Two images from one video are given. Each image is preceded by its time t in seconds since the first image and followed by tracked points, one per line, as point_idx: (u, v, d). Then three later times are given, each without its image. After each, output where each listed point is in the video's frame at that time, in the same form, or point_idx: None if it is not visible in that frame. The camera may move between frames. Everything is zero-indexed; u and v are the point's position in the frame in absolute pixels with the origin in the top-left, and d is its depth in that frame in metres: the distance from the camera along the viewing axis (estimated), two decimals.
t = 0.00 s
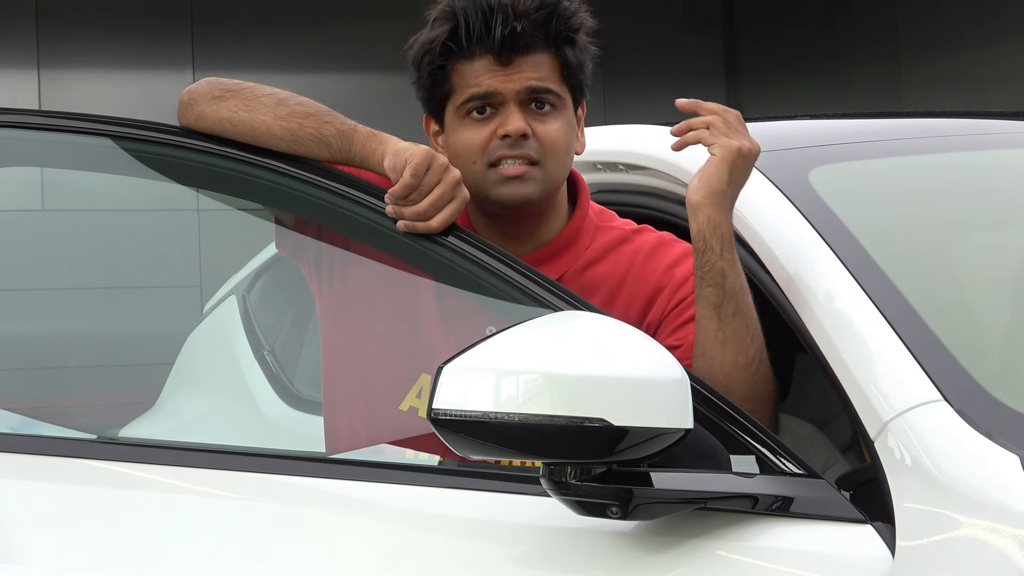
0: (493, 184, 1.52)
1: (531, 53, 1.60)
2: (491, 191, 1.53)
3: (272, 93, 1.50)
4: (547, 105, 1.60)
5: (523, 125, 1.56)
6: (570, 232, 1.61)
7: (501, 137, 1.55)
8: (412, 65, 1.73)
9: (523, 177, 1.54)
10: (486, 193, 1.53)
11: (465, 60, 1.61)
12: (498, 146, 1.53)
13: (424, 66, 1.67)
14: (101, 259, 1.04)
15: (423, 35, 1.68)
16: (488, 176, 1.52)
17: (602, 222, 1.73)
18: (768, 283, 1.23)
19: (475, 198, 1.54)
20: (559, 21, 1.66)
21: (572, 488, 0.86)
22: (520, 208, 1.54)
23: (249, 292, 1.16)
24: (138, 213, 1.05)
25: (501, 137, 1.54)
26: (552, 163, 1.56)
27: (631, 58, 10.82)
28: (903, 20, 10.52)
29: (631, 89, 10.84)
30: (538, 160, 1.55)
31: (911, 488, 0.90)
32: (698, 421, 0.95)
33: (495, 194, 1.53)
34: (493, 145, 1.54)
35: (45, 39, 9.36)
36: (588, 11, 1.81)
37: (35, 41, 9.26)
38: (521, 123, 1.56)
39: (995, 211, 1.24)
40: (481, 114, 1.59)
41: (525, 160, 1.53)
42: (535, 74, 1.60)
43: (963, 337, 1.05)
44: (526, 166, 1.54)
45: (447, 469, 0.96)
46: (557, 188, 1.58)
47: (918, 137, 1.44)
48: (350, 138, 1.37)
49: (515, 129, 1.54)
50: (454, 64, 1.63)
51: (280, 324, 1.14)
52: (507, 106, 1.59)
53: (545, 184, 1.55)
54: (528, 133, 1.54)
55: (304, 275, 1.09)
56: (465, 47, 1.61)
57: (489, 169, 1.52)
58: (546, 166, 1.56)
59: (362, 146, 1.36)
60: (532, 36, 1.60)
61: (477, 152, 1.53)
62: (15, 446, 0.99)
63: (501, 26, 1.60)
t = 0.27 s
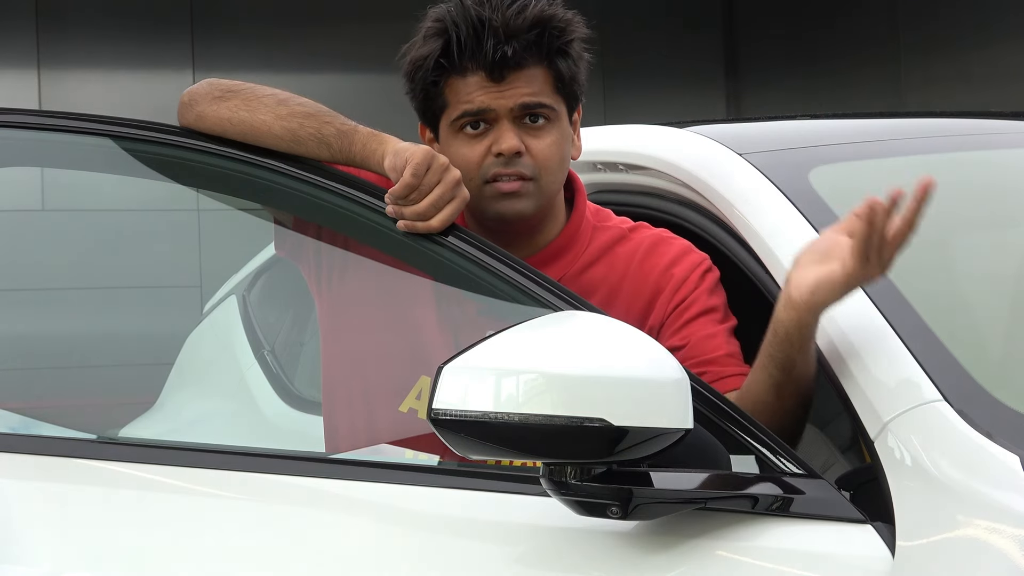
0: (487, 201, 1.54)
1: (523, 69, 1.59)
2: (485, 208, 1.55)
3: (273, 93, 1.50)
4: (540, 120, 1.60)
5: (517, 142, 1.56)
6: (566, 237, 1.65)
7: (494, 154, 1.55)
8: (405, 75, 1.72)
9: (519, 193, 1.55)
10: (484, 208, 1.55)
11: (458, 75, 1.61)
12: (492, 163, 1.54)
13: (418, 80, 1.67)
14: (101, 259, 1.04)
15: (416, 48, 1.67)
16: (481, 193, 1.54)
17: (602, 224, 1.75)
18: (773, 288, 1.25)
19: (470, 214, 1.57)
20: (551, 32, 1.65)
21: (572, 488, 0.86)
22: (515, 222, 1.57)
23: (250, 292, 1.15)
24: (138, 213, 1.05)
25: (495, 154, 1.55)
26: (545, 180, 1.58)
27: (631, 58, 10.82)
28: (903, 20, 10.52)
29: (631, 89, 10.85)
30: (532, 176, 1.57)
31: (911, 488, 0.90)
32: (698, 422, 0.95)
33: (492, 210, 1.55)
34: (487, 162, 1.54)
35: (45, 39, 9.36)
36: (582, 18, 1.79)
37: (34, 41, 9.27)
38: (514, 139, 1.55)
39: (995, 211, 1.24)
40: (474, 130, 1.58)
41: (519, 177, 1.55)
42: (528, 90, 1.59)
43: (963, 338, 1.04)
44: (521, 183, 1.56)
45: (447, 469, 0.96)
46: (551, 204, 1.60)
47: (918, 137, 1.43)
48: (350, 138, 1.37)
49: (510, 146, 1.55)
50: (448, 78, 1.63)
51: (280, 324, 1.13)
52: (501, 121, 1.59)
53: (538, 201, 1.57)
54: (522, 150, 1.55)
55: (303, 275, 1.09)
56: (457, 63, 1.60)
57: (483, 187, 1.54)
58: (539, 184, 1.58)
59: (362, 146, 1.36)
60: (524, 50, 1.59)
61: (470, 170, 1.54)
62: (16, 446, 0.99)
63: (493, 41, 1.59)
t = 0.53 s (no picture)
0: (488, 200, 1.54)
1: (524, 68, 1.59)
2: (486, 208, 1.54)
3: (273, 93, 1.50)
4: (541, 119, 1.59)
5: (518, 141, 1.55)
6: (565, 238, 1.64)
7: (495, 153, 1.55)
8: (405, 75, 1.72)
9: (520, 193, 1.55)
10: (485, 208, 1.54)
11: (459, 73, 1.61)
12: (492, 162, 1.54)
13: (418, 79, 1.67)
14: (101, 259, 1.04)
15: (417, 47, 1.67)
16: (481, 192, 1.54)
17: (602, 224, 1.75)
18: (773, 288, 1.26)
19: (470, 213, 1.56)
20: (552, 31, 1.65)
21: (572, 488, 0.86)
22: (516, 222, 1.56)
23: (250, 291, 1.14)
24: (138, 213, 1.05)
25: (497, 153, 1.54)
26: (545, 180, 1.57)
27: (631, 58, 10.82)
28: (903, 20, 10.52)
29: (631, 89, 10.85)
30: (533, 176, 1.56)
31: (911, 488, 0.90)
32: (698, 422, 0.95)
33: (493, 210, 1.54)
34: (488, 161, 1.54)
35: (45, 39, 9.35)
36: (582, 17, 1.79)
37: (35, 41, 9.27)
38: (514, 139, 1.55)
39: (995, 211, 1.24)
40: (475, 129, 1.58)
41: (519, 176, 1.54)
42: (529, 88, 1.59)
43: (963, 338, 1.04)
44: (522, 182, 1.55)
45: (447, 469, 0.96)
46: (552, 203, 1.59)
47: (918, 137, 1.43)
48: (350, 138, 1.37)
49: (511, 145, 1.54)
50: (448, 77, 1.62)
51: (280, 324, 1.12)
52: (501, 120, 1.58)
53: (539, 200, 1.56)
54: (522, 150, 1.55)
55: (303, 275, 1.08)
56: (458, 62, 1.60)
57: (483, 186, 1.53)
58: (540, 183, 1.58)
59: (363, 146, 1.36)
60: (525, 50, 1.59)
61: (471, 169, 1.54)
62: (16, 446, 0.99)
63: (494, 40, 1.59)
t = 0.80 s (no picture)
0: (489, 201, 1.53)
1: (524, 67, 1.59)
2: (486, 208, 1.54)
3: (273, 93, 1.50)
4: (540, 119, 1.59)
5: (519, 141, 1.55)
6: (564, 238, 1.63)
7: (496, 153, 1.54)
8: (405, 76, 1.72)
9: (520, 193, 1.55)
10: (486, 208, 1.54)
11: (459, 73, 1.61)
12: (493, 162, 1.54)
13: (418, 79, 1.67)
14: (101, 259, 1.04)
15: (416, 47, 1.67)
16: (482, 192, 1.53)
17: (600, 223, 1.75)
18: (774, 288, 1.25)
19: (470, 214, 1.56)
20: (551, 31, 1.65)
21: (572, 488, 0.86)
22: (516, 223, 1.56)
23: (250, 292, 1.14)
24: (137, 213, 1.05)
25: (497, 153, 1.54)
26: (545, 180, 1.57)
27: (631, 58, 10.82)
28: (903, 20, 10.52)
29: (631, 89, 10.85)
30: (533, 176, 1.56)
31: (911, 488, 0.90)
32: (698, 422, 0.95)
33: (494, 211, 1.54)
34: (488, 161, 1.54)
35: (45, 40, 9.36)
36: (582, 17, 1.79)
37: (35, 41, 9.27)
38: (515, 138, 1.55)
39: (995, 210, 1.24)
40: (476, 129, 1.58)
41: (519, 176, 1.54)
42: (529, 88, 1.59)
43: (963, 338, 1.04)
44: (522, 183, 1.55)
45: (447, 469, 0.96)
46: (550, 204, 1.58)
47: (918, 137, 1.43)
48: (350, 138, 1.37)
49: (511, 145, 1.54)
50: (449, 77, 1.62)
51: (280, 323, 1.12)
52: (502, 120, 1.58)
53: (539, 200, 1.56)
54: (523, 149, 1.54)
55: (303, 276, 1.08)
56: (459, 61, 1.60)
57: (484, 187, 1.53)
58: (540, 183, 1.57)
59: (363, 146, 1.36)
60: (526, 49, 1.59)
61: (472, 169, 1.54)
62: (16, 446, 0.99)
63: (495, 40, 1.59)
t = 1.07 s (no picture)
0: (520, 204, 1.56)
1: (557, 72, 1.60)
2: (517, 211, 1.57)
3: (273, 92, 1.50)
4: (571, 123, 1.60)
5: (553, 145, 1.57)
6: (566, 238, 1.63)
7: (530, 158, 1.56)
8: (426, 77, 1.71)
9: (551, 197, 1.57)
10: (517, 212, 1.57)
11: (490, 78, 1.61)
12: (527, 166, 1.56)
13: (445, 82, 1.67)
14: (102, 260, 1.04)
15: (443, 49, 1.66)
16: (515, 196, 1.56)
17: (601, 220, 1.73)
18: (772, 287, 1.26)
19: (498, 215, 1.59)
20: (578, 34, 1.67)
21: (572, 488, 0.86)
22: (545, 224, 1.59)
23: (250, 292, 1.16)
24: (138, 213, 1.05)
25: (531, 159, 1.56)
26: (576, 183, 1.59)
27: (631, 58, 10.82)
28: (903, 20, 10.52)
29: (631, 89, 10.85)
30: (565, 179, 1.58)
31: (911, 488, 0.90)
32: (698, 422, 0.96)
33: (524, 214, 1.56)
34: (522, 166, 1.56)
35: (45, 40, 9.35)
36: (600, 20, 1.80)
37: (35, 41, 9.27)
38: (550, 142, 1.56)
39: (995, 210, 1.24)
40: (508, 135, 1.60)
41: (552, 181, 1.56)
42: (562, 92, 1.60)
43: (964, 338, 1.04)
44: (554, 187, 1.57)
45: (447, 469, 0.96)
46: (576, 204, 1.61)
47: (918, 137, 1.43)
48: (351, 138, 1.37)
49: (546, 150, 1.55)
50: (479, 81, 1.63)
51: (280, 323, 1.14)
52: (535, 125, 1.59)
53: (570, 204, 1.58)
54: (558, 153, 1.56)
55: (303, 277, 1.09)
56: (491, 66, 1.61)
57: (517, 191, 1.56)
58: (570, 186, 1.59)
59: (363, 146, 1.36)
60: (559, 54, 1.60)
61: (505, 173, 1.57)
62: (16, 446, 0.99)
63: (529, 45, 1.60)
